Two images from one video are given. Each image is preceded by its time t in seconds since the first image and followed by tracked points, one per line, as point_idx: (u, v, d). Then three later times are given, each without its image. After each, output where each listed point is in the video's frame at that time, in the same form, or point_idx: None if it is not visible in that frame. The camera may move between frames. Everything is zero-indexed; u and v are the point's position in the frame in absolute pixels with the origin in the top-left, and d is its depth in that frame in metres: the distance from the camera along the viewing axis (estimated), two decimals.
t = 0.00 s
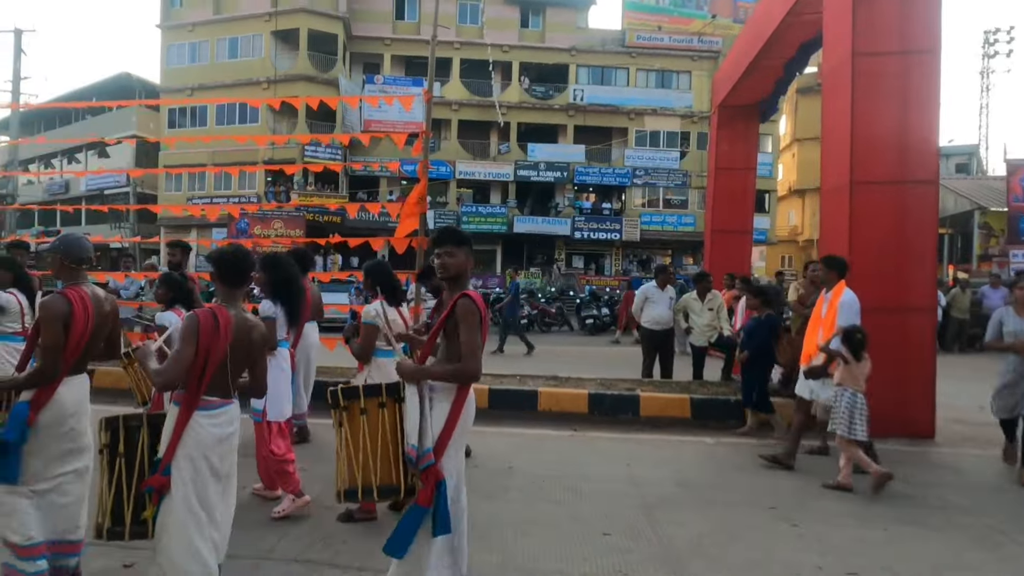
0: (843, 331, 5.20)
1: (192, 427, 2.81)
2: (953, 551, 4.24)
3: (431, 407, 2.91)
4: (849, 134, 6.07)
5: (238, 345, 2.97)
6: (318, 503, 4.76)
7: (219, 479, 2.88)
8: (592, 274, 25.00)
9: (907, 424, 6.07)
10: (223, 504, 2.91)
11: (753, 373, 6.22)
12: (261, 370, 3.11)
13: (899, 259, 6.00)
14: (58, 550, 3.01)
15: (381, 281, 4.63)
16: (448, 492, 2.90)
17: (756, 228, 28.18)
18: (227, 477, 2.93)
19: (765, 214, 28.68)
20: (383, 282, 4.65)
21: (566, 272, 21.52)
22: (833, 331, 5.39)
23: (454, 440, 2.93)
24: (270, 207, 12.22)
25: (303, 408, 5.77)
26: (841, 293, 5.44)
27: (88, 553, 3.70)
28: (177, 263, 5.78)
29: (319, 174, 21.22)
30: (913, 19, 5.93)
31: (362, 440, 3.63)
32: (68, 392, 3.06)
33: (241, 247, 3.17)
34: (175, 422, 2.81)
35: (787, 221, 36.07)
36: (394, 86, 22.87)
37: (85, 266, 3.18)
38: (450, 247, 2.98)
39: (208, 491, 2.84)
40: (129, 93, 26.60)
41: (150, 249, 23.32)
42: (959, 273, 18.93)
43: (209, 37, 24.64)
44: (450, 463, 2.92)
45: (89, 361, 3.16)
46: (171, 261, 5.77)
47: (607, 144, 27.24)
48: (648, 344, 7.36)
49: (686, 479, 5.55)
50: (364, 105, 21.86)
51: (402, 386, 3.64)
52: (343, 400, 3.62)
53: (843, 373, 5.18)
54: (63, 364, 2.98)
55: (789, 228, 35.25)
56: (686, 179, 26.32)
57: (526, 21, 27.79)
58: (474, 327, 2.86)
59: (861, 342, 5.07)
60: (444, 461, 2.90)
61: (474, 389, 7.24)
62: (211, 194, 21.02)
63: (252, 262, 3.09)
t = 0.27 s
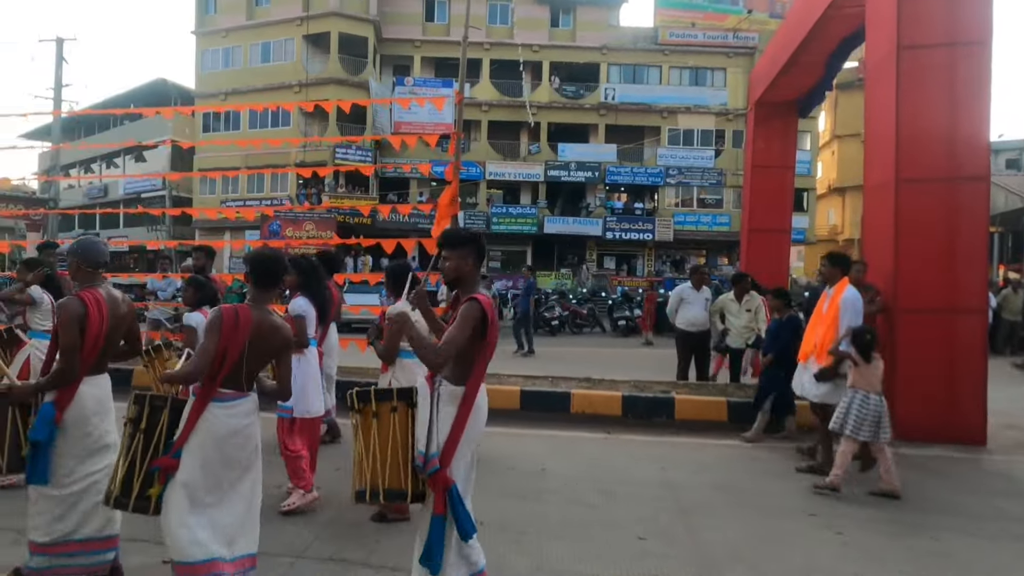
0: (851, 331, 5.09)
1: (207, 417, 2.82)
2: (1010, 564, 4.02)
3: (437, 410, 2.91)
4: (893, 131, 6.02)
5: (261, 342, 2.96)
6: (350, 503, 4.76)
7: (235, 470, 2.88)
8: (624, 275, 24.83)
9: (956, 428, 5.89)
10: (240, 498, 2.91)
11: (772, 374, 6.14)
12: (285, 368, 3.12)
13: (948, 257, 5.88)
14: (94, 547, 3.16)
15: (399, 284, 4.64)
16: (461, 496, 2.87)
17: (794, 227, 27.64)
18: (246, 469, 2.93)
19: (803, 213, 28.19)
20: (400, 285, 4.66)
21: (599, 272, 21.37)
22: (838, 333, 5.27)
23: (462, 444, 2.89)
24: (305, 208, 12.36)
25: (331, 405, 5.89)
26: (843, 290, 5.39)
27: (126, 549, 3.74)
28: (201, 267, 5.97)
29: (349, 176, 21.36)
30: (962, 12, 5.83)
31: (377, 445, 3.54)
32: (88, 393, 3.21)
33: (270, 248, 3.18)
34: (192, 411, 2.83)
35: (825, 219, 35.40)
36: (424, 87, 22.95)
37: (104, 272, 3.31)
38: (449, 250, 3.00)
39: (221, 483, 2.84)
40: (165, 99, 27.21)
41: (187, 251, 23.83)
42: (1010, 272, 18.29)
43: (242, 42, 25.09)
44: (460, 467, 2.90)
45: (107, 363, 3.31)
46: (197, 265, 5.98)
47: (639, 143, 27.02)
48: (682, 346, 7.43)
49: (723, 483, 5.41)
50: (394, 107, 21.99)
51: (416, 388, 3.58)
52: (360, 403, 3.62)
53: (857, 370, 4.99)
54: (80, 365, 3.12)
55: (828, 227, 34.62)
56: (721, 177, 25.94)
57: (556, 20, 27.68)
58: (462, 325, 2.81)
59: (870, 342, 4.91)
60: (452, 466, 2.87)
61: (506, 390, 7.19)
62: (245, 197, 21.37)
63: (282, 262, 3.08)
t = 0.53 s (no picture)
0: (840, 334, 5.14)
1: (206, 411, 2.85)
2: None
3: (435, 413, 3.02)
4: (923, 130, 5.91)
5: (258, 340, 2.91)
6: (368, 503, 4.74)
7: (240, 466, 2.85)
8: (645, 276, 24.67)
9: (989, 433, 5.74)
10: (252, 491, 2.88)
11: (778, 376, 6.14)
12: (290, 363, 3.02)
13: (980, 258, 5.73)
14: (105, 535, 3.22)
15: (413, 283, 4.58)
16: (454, 499, 2.97)
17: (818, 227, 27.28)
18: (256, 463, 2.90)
19: (829, 212, 27.82)
20: (416, 283, 4.59)
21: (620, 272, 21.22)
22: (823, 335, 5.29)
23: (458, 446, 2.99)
24: (325, 210, 12.42)
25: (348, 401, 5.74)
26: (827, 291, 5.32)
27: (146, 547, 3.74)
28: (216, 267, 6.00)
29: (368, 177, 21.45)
30: (993, 6, 5.70)
31: (384, 446, 3.84)
32: (86, 390, 3.28)
33: (277, 246, 3.15)
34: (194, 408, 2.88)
35: (851, 219, 34.92)
36: (443, 87, 22.97)
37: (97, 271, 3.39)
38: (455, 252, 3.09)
39: (226, 479, 2.83)
40: (186, 101, 27.55)
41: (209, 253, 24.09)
42: None
43: (262, 45, 25.36)
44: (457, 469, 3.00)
45: (104, 360, 3.38)
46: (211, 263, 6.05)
47: (659, 143, 26.85)
48: (704, 349, 7.50)
49: (746, 486, 5.31)
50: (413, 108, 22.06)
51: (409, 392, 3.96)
52: (361, 408, 3.89)
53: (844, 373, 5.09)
54: (74, 363, 3.18)
55: (855, 227, 34.17)
56: (744, 177, 25.74)
57: (576, 19, 27.60)
58: (466, 326, 2.89)
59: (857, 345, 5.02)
60: (448, 468, 2.97)
61: (525, 391, 7.15)
62: (265, 198, 21.54)
63: (282, 261, 3.05)
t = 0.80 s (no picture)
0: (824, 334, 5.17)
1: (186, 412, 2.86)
2: None
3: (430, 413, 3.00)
4: (939, 130, 5.85)
5: (227, 339, 2.87)
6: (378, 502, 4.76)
7: (228, 466, 2.83)
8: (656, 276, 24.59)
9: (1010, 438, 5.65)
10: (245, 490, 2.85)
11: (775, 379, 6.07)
12: (264, 360, 2.97)
13: (998, 260, 5.66)
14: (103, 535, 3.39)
15: (419, 280, 4.72)
16: (455, 499, 2.95)
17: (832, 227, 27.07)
18: (244, 461, 2.86)
19: (843, 212, 27.60)
20: (420, 281, 4.73)
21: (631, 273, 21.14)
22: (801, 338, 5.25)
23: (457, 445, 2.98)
24: (336, 211, 12.45)
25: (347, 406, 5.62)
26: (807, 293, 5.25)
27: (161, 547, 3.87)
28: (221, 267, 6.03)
29: (379, 178, 21.51)
30: (1012, 4, 5.62)
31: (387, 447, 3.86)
32: (87, 388, 3.41)
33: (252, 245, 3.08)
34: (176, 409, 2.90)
35: (866, 219, 34.65)
36: (453, 88, 22.99)
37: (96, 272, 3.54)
38: (448, 251, 3.08)
39: (215, 480, 2.82)
40: (198, 102, 27.74)
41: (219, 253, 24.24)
42: None
43: (273, 47, 25.52)
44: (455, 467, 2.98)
45: (106, 359, 3.52)
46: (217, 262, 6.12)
47: (671, 142, 26.75)
48: (716, 351, 7.41)
49: (760, 489, 5.26)
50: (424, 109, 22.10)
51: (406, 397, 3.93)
52: (363, 410, 3.89)
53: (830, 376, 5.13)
54: (70, 360, 3.32)
55: (869, 227, 33.91)
56: (756, 176, 25.63)
57: (586, 19, 27.57)
58: (459, 324, 2.90)
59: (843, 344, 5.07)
60: (447, 467, 2.96)
61: (537, 392, 7.14)
62: (275, 198, 21.64)
63: (258, 261, 3.00)
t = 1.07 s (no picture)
0: (805, 334, 5.14)
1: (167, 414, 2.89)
2: None
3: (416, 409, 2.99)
4: (957, 130, 5.78)
5: (190, 337, 2.83)
6: (389, 502, 4.76)
7: (200, 467, 2.82)
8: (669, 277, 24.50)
9: None
10: (217, 494, 2.83)
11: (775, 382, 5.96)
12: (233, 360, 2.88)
13: (1017, 262, 5.59)
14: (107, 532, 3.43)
15: (427, 288, 4.62)
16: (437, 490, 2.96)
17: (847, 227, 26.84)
18: (216, 464, 2.84)
19: (859, 212, 27.36)
20: (428, 290, 4.63)
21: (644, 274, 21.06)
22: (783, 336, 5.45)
23: (441, 441, 2.97)
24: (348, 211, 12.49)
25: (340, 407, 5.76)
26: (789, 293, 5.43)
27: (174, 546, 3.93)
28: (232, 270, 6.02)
29: (391, 179, 21.57)
30: None
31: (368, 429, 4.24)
32: (101, 385, 3.44)
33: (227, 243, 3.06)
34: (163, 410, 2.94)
35: (882, 219, 34.33)
36: (464, 89, 23.00)
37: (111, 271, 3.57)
38: (452, 254, 3.06)
39: (188, 481, 2.83)
40: (212, 104, 27.95)
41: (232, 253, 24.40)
42: None
43: (286, 49, 25.68)
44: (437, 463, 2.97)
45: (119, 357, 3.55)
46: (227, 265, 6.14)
47: (684, 142, 26.62)
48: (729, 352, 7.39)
49: (775, 491, 5.20)
50: (436, 110, 22.14)
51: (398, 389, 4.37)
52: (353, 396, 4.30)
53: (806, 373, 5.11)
54: (87, 358, 3.35)
55: (885, 227, 33.63)
56: (769, 178, 25.30)
57: (599, 19, 27.51)
58: (460, 327, 2.89)
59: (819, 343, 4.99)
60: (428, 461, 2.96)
61: (550, 393, 7.12)
62: (288, 199, 21.75)
63: (223, 256, 2.99)
